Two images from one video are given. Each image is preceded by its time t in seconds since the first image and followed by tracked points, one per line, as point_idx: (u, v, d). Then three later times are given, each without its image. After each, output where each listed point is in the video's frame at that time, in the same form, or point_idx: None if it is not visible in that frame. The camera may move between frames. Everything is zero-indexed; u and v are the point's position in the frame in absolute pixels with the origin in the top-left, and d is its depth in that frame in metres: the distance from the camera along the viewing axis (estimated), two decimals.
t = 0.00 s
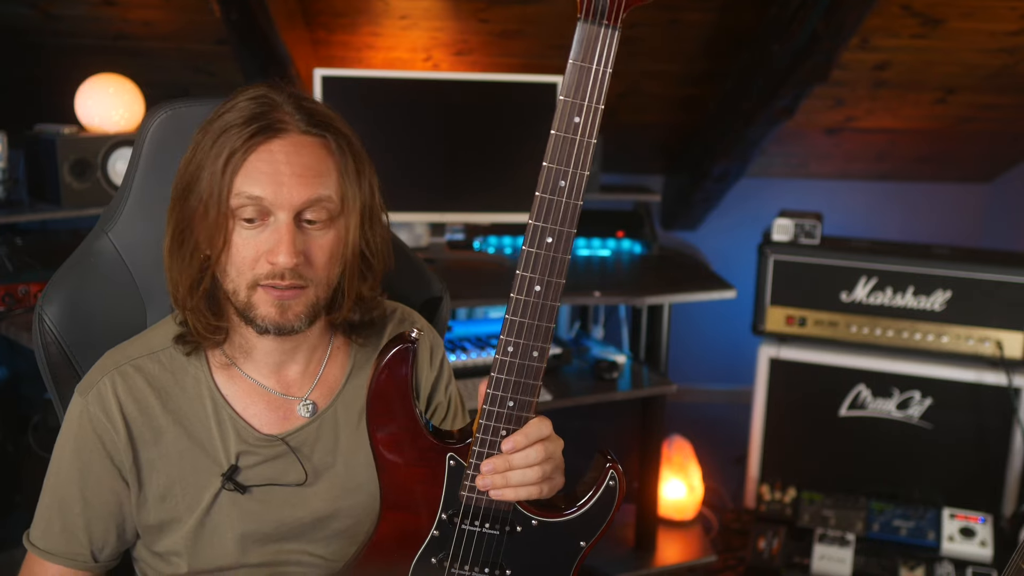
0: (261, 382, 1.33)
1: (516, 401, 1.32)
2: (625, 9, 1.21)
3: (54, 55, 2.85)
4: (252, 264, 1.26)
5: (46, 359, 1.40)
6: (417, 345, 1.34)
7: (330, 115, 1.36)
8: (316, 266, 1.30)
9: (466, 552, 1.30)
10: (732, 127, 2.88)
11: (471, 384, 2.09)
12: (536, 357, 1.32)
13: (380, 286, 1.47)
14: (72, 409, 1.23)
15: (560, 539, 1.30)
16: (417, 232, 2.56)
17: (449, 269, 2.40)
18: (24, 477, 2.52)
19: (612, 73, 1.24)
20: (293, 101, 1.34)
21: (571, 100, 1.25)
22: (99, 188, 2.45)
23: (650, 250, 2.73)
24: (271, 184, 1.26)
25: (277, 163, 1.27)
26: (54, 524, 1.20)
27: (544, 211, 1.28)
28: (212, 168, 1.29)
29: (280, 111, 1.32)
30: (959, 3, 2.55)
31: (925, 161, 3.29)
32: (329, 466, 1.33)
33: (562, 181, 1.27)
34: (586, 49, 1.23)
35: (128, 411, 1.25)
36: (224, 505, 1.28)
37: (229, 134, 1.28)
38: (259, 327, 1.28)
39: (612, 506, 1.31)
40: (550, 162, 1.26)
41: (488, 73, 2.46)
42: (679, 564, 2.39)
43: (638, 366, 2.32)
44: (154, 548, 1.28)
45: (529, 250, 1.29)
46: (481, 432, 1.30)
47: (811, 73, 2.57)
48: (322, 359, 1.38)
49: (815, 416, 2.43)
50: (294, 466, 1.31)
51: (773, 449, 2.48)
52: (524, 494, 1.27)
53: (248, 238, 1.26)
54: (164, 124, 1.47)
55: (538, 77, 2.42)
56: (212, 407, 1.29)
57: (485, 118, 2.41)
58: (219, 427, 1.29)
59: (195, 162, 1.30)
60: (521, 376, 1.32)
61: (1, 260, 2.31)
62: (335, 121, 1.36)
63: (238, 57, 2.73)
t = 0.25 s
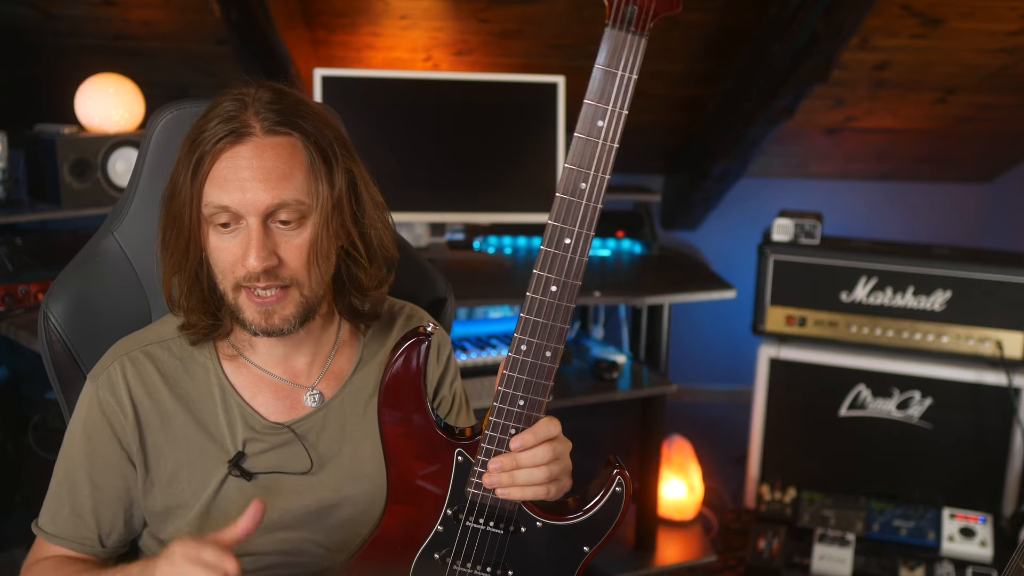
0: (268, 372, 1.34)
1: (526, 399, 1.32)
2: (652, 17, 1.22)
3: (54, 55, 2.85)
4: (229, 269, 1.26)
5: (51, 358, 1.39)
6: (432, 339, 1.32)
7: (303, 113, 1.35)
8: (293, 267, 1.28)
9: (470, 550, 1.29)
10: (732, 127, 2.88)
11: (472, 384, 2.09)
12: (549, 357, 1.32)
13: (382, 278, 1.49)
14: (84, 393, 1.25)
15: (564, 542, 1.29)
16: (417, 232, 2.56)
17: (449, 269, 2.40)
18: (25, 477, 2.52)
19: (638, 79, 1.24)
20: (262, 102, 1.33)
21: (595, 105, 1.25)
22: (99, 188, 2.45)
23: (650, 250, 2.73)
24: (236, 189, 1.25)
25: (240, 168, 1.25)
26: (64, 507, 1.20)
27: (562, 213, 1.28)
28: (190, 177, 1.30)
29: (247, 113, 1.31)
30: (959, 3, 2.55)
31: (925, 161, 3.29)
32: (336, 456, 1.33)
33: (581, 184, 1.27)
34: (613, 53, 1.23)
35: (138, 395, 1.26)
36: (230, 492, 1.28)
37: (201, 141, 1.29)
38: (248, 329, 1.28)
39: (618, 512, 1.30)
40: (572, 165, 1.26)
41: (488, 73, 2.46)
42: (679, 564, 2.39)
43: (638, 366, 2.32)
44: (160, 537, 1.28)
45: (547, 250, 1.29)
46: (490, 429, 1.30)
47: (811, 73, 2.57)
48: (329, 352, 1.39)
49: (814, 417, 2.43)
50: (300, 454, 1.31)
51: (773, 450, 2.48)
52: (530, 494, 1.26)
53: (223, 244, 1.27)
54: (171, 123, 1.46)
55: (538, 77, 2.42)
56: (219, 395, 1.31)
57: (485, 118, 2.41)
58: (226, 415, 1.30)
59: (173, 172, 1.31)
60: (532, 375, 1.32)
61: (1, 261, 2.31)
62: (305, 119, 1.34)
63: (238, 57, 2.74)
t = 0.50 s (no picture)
0: (270, 369, 1.34)
1: (528, 405, 1.31)
2: (666, 21, 1.23)
3: (54, 55, 2.85)
4: (233, 268, 1.26)
5: (54, 357, 1.40)
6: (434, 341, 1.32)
7: (302, 111, 1.36)
8: (297, 265, 1.28)
9: (468, 555, 1.29)
10: (732, 127, 2.89)
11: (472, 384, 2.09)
12: (551, 363, 1.32)
13: (381, 271, 1.49)
14: (89, 390, 1.25)
15: (563, 549, 1.30)
16: (417, 232, 2.57)
17: (449, 269, 2.40)
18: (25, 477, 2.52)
19: (649, 82, 1.26)
20: (263, 101, 1.33)
21: (605, 108, 1.27)
22: (99, 188, 2.45)
23: (651, 250, 2.73)
24: (239, 189, 1.25)
25: (243, 168, 1.26)
26: (76, 506, 1.20)
27: (569, 216, 1.29)
28: (193, 177, 1.30)
29: (248, 112, 1.31)
30: (959, 3, 2.55)
31: (925, 161, 3.29)
32: (337, 455, 1.34)
33: (590, 188, 1.28)
34: (624, 56, 1.25)
35: (143, 391, 1.27)
36: (231, 488, 1.30)
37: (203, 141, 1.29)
38: (254, 322, 1.27)
39: (618, 520, 1.30)
40: (580, 167, 1.27)
41: (488, 73, 2.46)
42: (679, 564, 2.39)
43: (638, 366, 2.32)
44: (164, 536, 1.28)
45: (552, 254, 1.30)
46: (491, 434, 1.30)
47: (811, 73, 2.57)
48: (330, 349, 1.39)
49: (814, 417, 2.43)
50: (302, 453, 1.32)
51: (773, 450, 2.48)
52: (530, 501, 1.25)
53: (227, 243, 1.26)
54: (173, 123, 1.45)
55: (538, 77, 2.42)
56: (221, 392, 1.31)
57: (485, 118, 2.41)
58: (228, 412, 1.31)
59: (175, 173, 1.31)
60: (535, 381, 1.31)
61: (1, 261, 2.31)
62: (304, 117, 1.35)
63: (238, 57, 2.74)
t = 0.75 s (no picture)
0: (270, 371, 1.35)
1: (506, 409, 1.30)
2: (637, 13, 1.16)
3: (54, 55, 2.85)
4: (237, 269, 1.26)
5: (57, 355, 1.40)
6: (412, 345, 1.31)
7: (304, 111, 1.35)
8: (301, 266, 1.28)
9: (450, 562, 1.28)
10: (732, 127, 2.89)
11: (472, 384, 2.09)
12: (529, 366, 1.30)
13: (382, 272, 1.49)
14: (91, 386, 1.25)
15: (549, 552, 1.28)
16: (417, 232, 2.57)
17: (449, 269, 2.40)
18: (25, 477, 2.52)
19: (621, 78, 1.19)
20: (265, 101, 1.33)
21: (576, 105, 1.20)
22: (99, 188, 2.45)
23: (650, 250, 2.73)
24: (243, 190, 1.25)
25: (247, 169, 1.26)
26: (78, 503, 1.20)
27: (543, 218, 1.24)
28: (195, 178, 1.30)
29: (250, 112, 1.31)
30: (959, 3, 2.55)
31: (925, 161, 3.29)
32: (335, 457, 1.34)
33: (563, 188, 1.23)
34: (594, 52, 1.18)
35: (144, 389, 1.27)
36: (228, 489, 1.29)
37: (205, 142, 1.29)
38: (256, 324, 1.28)
39: (604, 521, 1.29)
40: (552, 168, 1.22)
41: (488, 73, 2.46)
42: (679, 564, 2.39)
43: (638, 366, 2.32)
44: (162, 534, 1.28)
45: (526, 257, 1.26)
46: (471, 439, 1.29)
47: (811, 73, 2.57)
48: (330, 351, 1.38)
49: (814, 417, 2.43)
50: (299, 455, 1.32)
51: (773, 450, 2.48)
52: (511, 506, 1.24)
53: (231, 244, 1.26)
54: (176, 123, 1.44)
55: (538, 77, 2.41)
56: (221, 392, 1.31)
57: (485, 118, 2.41)
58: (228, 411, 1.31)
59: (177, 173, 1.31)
60: (512, 385, 1.30)
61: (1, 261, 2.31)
62: (307, 117, 1.35)
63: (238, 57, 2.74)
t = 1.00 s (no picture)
0: (267, 374, 1.35)
1: (493, 409, 1.29)
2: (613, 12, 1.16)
3: (54, 55, 2.85)
4: (236, 272, 1.27)
5: (61, 355, 1.41)
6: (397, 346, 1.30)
7: (302, 112, 1.35)
8: (299, 268, 1.29)
9: (440, 564, 1.28)
10: (732, 127, 2.89)
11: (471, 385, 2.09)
12: (514, 365, 1.29)
13: (380, 275, 1.48)
14: (91, 385, 1.26)
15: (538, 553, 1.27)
16: (417, 232, 2.57)
17: (449, 269, 2.40)
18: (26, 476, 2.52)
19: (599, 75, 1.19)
20: (262, 102, 1.33)
21: (555, 103, 1.21)
22: (99, 188, 2.45)
23: (650, 250, 2.73)
24: (241, 193, 1.25)
25: (245, 172, 1.26)
26: (76, 500, 1.21)
27: (525, 216, 1.24)
28: (192, 181, 1.30)
29: (248, 114, 1.31)
30: (959, 3, 2.55)
31: (925, 161, 3.29)
32: (331, 461, 1.33)
33: (544, 186, 1.23)
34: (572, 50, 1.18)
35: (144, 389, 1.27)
36: (224, 492, 1.29)
37: (203, 144, 1.29)
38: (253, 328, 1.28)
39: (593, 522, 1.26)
40: (532, 166, 1.22)
41: (488, 73, 2.46)
42: (679, 564, 2.39)
43: (638, 366, 2.32)
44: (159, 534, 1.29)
45: (508, 256, 1.26)
46: (457, 439, 1.29)
47: (811, 73, 2.57)
48: (327, 355, 1.38)
49: (814, 417, 2.43)
50: (296, 458, 1.32)
51: (773, 450, 2.48)
52: (500, 507, 1.24)
53: (230, 247, 1.27)
54: (181, 123, 1.43)
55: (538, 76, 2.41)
56: (219, 394, 1.31)
57: (484, 118, 2.41)
58: (225, 414, 1.31)
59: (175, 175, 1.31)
60: (498, 384, 1.29)
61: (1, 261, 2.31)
62: (305, 118, 1.34)
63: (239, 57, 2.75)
